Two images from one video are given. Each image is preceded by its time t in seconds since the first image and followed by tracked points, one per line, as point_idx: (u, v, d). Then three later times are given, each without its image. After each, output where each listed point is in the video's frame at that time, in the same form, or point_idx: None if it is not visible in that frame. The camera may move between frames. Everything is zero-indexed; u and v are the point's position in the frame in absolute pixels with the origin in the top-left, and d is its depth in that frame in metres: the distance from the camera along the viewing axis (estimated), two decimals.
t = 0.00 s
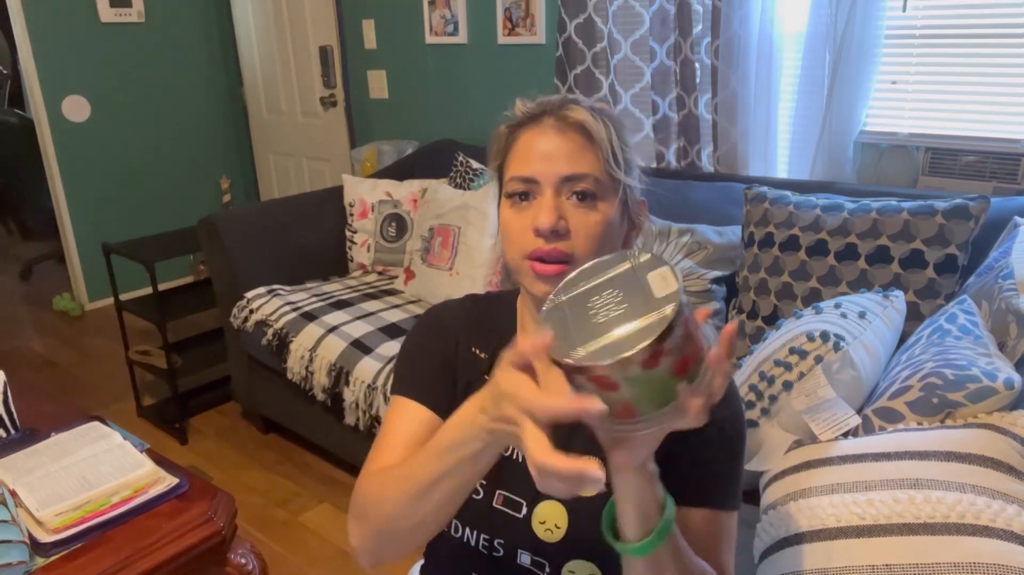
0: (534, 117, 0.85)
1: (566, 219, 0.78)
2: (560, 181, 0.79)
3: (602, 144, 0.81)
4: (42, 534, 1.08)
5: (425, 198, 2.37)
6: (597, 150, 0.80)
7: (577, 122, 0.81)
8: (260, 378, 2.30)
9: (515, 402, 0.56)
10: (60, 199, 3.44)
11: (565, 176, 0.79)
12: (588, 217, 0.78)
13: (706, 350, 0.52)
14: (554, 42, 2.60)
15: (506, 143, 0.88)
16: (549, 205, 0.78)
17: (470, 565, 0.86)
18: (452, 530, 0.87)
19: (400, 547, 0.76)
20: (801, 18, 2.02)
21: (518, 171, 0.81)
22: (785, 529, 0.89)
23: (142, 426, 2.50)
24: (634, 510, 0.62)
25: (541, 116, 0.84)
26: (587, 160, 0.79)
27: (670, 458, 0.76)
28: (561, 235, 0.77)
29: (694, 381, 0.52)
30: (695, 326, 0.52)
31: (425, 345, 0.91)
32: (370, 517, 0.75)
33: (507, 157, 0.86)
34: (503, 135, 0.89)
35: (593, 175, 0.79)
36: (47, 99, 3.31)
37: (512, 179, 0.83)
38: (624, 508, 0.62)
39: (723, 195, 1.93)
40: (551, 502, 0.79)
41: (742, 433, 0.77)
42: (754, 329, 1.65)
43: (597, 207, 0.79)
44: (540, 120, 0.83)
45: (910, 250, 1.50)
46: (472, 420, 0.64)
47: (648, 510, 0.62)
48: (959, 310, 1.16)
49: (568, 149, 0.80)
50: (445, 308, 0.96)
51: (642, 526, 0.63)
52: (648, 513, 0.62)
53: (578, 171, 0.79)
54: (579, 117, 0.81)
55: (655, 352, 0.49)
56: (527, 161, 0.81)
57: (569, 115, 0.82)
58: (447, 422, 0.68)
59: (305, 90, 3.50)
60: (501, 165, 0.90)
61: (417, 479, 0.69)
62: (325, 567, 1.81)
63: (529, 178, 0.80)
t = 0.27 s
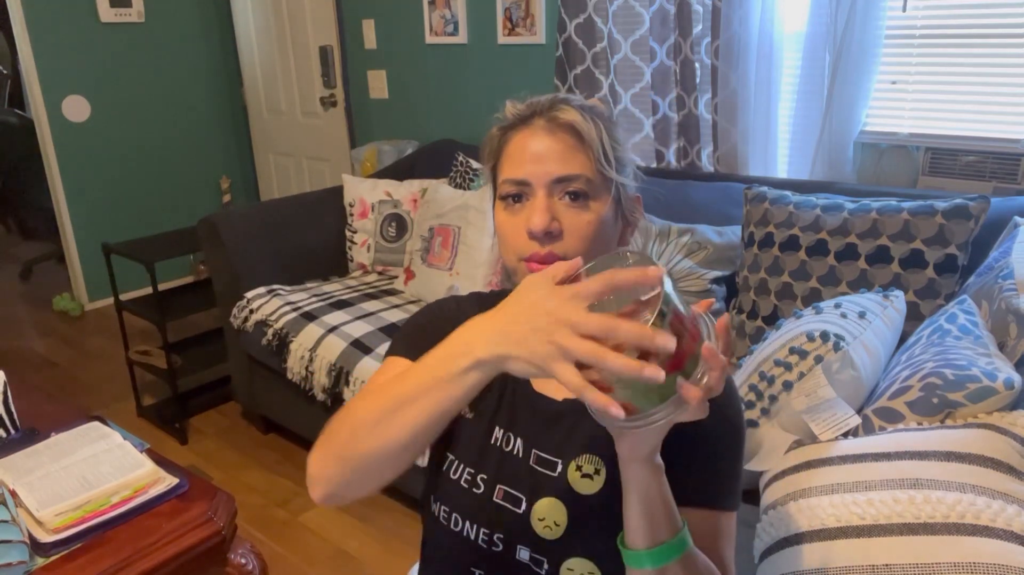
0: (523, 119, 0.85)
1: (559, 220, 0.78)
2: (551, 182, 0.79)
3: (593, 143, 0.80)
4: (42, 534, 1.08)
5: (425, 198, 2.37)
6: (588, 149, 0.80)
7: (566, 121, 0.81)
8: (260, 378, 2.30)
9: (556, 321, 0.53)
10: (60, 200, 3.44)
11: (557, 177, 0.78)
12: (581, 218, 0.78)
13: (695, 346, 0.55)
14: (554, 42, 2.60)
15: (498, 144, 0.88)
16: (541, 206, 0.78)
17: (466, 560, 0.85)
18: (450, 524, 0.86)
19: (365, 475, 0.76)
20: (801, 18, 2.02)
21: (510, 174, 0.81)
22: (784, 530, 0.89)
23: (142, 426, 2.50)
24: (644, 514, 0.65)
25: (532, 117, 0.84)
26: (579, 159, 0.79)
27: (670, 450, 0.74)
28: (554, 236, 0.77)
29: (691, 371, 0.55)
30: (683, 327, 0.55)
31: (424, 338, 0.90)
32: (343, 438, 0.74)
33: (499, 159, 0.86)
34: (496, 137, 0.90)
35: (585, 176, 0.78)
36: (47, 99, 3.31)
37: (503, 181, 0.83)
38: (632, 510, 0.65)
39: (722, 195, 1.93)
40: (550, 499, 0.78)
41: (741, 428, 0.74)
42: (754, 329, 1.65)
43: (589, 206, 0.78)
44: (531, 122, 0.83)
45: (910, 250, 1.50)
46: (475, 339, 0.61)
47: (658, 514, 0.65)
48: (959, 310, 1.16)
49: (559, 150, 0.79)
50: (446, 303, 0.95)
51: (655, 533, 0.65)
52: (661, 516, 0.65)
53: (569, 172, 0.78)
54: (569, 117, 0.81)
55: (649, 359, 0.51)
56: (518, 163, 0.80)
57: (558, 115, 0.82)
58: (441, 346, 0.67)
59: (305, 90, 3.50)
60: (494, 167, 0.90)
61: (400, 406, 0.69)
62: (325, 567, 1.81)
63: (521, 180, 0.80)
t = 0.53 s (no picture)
0: (533, 119, 0.84)
1: (569, 221, 0.77)
2: (561, 183, 0.78)
3: (603, 146, 0.80)
4: (42, 534, 1.08)
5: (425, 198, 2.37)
6: (597, 152, 0.80)
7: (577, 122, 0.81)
8: (260, 378, 2.30)
9: (551, 317, 0.55)
10: (60, 199, 3.44)
11: (567, 178, 0.78)
12: (590, 219, 0.77)
13: (686, 363, 0.55)
14: (554, 42, 2.60)
15: (506, 142, 0.88)
16: (551, 207, 0.78)
17: (463, 556, 0.85)
18: (447, 520, 0.86)
19: (353, 468, 0.75)
20: (800, 18, 2.02)
21: (519, 173, 0.80)
22: (784, 530, 0.89)
23: (142, 426, 2.50)
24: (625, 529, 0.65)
25: (541, 117, 0.84)
26: (588, 161, 0.79)
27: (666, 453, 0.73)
28: (563, 237, 0.77)
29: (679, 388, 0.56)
30: (672, 345, 0.55)
31: (423, 334, 0.89)
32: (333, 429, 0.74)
33: (508, 157, 0.86)
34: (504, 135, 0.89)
35: (594, 178, 0.78)
36: (47, 99, 3.31)
37: (512, 180, 0.82)
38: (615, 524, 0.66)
39: (723, 195, 1.93)
40: (545, 499, 0.78)
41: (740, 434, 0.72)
42: (754, 329, 1.65)
43: (598, 209, 0.78)
44: (540, 121, 0.83)
45: (910, 250, 1.50)
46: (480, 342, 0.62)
47: (639, 529, 0.65)
48: (959, 310, 1.16)
49: (568, 151, 0.79)
50: (446, 302, 0.95)
51: (636, 549, 0.65)
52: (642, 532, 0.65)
53: (579, 173, 0.78)
54: (580, 118, 0.81)
55: (628, 376, 0.53)
56: (528, 162, 0.80)
57: (569, 117, 0.82)
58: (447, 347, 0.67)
59: (305, 90, 3.50)
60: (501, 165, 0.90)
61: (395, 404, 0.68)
62: (324, 567, 1.81)
63: (530, 180, 0.79)
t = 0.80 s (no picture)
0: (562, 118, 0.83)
1: (593, 224, 0.76)
2: (587, 186, 0.77)
3: (630, 153, 0.80)
4: (42, 534, 1.08)
5: (425, 198, 2.37)
6: (624, 159, 0.79)
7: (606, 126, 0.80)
8: (260, 378, 2.30)
9: (533, 340, 0.55)
10: (60, 199, 3.44)
11: (594, 182, 0.76)
12: (612, 224, 0.76)
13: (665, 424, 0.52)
14: (553, 42, 2.60)
15: (529, 138, 0.87)
16: (575, 208, 0.76)
17: (462, 553, 0.84)
18: (445, 516, 0.86)
19: (341, 462, 0.76)
20: (800, 17, 2.02)
21: (547, 171, 0.78)
22: (784, 530, 0.89)
23: (142, 426, 2.50)
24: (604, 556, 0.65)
25: (568, 118, 0.84)
26: (615, 166, 0.78)
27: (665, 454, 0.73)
28: (587, 240, 0.75)
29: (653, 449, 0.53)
30: (656, 399, 0.52)
31: (423, 330, 0.89)
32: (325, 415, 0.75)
33: (531, 154, 0.84)
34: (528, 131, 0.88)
35: (620, 183, 0.77)
36: (47, 99, 3.31)
37: (537, 176, 0.80)
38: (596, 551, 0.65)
39: (723, 195, 1.93)
40: (542, 497, 0.79)
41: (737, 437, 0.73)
42: (754, 329, 1.65)
43: (619, 215, 0.77)
44: (570, 122, 0.82)
45: (910, 250, 1.50)
46: (470, 354, 0.62)
47: (616, 557, 0.65)
48: (959, 310, 1.16)
49: (596, 154, 0.78)
50: (445, 299, 0.94)
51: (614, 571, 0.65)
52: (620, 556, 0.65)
53: (606, 178, 0.77)
54: (609, 122, 0.81)
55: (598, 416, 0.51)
56: (555, 161, 0.78)
57: (597, 120, 0.82)
58: (440, 355, 0.67)
59: (305, 90, 3.50)
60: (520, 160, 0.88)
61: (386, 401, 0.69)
62: (324, 567, 1.81)
63: (557, 179, 0.78)
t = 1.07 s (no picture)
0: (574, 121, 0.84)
1: (605, 225, 0.74)
2: (598, 188, 0.76)
3: (640, 157, 0.79)
4: (42, 534, 1.08)
5: (425, 198, 2.37)
6: (634, 163, 0.78)
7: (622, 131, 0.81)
8: (260, 378, 2.30)
9: (482, 282, 0.60)
10: (60, 200, 3.44)
11: (605, 183, 0.75)
12: (624, 226, 0.75)
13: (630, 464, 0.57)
14: (554, 42, 2.60)
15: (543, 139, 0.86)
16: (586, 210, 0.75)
17: (459, 551, 0.85)
18: (442, 514, 0.87)
19: (334, 444, 0.79)
20: (800, 17, 2.02)
21: (559, 171, 0.77)
22: (784, 530, 0.89)
23: (142, 426, 2.50)
24: None
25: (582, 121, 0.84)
26: (627, 169, 0.77)
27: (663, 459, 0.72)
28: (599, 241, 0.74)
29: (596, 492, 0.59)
30: (617, 453, 0.58)
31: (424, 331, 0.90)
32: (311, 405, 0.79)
33: (543, 154, 0.83)
34: (541, 134, 0.88)
35: (632, 186, 0.76)
36: (47, 99, 3.31)
37: (550, 176, 0.78)
38: None
39: (723, 195, 1.93)
40: (538, 500, 0.78)
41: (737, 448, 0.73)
42: (754, 329, 1.65)
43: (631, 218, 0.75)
44: (581, 126, 0.82)
45: (910, 250, 1.50)
46: (427, 319, 0.67)
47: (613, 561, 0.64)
48: (959, 310, 1.16)
49: (608, 156, 0.77)
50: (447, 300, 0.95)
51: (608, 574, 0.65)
52: None
53: (617, 179, 0.76)
54: (622, 125, 0.82)
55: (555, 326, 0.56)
56: (569, 161, 0.78)
57: (611, 124, 0.82)
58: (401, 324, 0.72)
59: (305, 90, 3.50)
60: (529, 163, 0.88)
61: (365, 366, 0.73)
62: (324, 567, 1.81)
63: (570, 178, 0.77)
